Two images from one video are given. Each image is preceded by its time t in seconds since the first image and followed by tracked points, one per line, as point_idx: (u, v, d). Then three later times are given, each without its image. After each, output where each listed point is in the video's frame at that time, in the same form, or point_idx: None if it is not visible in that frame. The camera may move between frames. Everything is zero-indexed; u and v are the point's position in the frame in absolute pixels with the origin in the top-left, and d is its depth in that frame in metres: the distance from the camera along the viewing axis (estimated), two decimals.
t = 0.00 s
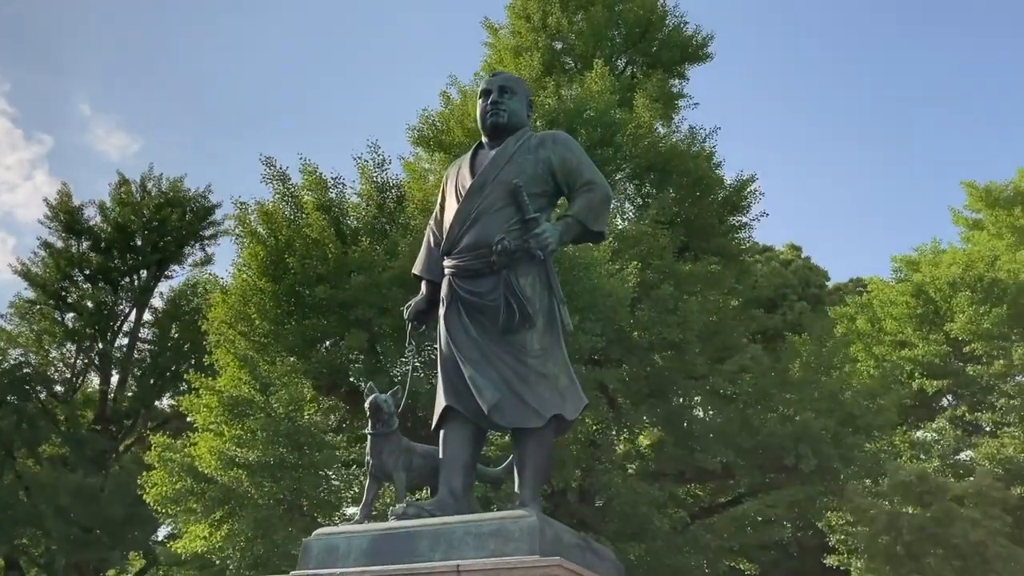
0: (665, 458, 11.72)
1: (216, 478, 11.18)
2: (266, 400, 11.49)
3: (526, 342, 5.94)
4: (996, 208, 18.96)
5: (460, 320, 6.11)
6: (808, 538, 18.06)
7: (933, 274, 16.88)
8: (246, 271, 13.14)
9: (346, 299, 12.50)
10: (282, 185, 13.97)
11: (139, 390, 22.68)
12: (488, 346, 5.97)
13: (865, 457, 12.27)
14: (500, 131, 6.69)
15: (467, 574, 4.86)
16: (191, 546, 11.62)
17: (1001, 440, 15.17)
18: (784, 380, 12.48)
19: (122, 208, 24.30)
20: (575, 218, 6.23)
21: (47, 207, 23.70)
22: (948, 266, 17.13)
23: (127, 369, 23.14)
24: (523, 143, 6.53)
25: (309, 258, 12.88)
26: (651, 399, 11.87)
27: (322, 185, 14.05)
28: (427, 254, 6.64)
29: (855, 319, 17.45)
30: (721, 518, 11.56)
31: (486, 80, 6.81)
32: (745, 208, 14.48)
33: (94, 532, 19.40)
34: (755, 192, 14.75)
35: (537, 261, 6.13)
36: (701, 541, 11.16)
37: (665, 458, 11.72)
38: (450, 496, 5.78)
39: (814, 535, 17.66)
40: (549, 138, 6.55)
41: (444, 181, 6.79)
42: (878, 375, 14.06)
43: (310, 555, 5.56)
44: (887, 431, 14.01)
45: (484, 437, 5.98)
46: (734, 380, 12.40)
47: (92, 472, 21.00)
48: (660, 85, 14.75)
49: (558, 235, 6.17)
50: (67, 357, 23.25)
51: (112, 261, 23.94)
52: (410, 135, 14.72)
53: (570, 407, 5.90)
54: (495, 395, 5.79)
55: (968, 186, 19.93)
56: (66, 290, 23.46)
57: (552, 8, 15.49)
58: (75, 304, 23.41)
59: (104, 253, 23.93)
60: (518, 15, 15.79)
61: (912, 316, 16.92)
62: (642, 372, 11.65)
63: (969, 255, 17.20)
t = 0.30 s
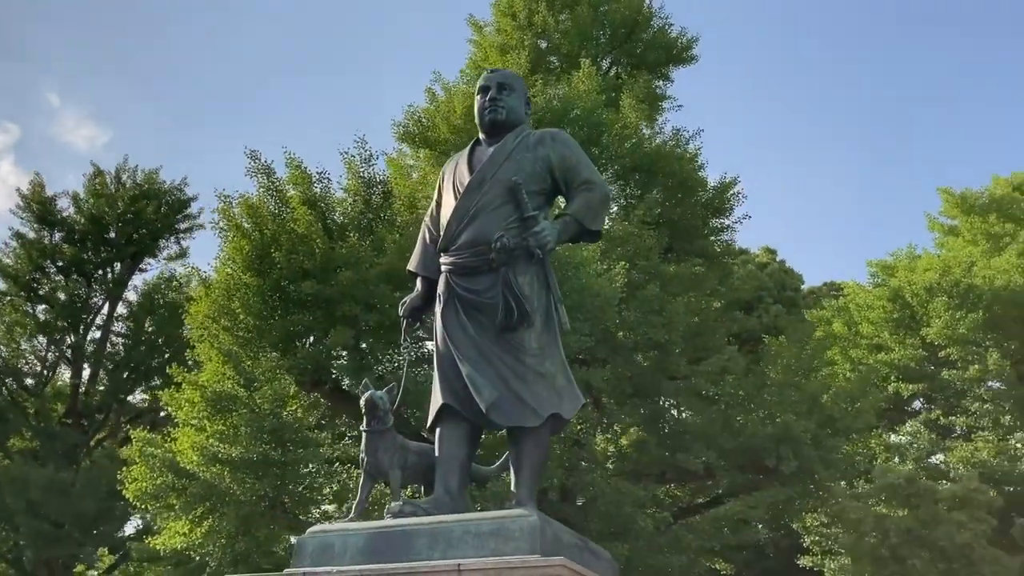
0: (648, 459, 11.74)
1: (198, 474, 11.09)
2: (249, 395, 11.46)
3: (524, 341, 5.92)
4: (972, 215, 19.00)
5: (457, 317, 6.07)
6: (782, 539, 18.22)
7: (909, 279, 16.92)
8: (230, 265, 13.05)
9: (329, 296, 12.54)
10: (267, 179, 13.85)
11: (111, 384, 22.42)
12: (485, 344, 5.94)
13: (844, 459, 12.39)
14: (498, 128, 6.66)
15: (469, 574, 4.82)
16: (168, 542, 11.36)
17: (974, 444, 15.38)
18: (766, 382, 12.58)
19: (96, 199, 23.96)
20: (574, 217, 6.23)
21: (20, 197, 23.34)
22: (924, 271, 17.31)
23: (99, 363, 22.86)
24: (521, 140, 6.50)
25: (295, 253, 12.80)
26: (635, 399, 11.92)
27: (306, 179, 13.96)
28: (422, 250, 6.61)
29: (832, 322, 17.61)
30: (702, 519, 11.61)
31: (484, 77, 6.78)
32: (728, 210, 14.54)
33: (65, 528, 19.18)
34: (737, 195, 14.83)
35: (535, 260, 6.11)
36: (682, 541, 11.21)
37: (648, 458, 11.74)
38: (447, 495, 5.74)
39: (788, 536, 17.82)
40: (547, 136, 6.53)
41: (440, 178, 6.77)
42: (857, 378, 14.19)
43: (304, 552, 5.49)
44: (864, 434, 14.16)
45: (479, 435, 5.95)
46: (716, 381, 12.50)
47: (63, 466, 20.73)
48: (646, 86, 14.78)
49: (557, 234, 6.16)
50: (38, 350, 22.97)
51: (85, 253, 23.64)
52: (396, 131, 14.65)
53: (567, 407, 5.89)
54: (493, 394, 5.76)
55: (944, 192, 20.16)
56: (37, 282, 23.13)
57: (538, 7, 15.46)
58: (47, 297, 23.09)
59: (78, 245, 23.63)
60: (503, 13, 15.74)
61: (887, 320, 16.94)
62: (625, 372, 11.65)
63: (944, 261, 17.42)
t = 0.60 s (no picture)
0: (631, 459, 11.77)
1: (180, 470, 11.18)
2: (233, 391, 11.59)
3: (523, 339, 5.89)
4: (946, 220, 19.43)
5: (455, 315, 6.04)
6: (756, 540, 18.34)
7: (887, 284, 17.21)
8: (216, 260, 12.97)
9: (317, 292, 12.45)
10: (252, 173, 13.75)
11: (82, 378, 22.13)
12: (483, 341, 5.92)
13: (823, 461, 12.49)
14: (497, 124, 6.65)
15: (471, 573, 4.79)
16: (149, 539, 11.41)
17: (948, 447, 15.57)
18: (747, 383, 12.63)
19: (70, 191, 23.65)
20: (574, 216, 6.23)
21: None
22: (901, 276, 17.53)
23: (71, 357, 22.55)
24: (521, 138, 6.49)
25: (282, 248, 12.78)
26: (618, 399, 11.93)
27: (292, 174, 13.89)
28: (419, 247, 6.56)
29: (809, 325, 17.80)
30: (683, 519, 11.66)
31: (482, 73, 6.77)
32: (711, 212, 14.62)
33: (34, 524, 18.90)
34: (720, 198, 14.92)
35: (534, 257, 6.10)
36: (665, 541, 11.23)
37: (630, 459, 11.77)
38: (444, 493, 5.71)
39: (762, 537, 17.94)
40: (547, 133, 6.53)
41: (438, 174, 6.74)
42: (836, 380, 14.34)
43: (300, 549, 5.43)
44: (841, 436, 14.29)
45: (477, 433, 5.92)
46: (699, 381, 12.55)
47: (33, 461, 20.43)
48: (631, 87, 14.83)
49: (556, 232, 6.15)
50: (8, 343, 22.59)
51: (59, 246, 23.35)
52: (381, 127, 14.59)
53: (565, 406, 5.88)
54: (492, 392, 5.74)
55: (920, 198, 20.41)
56: (7, 274, 22.76)
57: (524, 6, 15.47)
58: (18, 289, 22.73)
59: (51, 237, 23.33)
60: (489, 11, 15.74)
61: (865, 324, 17.27)
62: (611, 373, 11.63)
63: (920, 267, 17.66)
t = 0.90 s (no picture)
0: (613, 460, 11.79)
1: (162, 466, 11.20)
2: (217, 387, 11.67)
3: (523, 338, 5.87)
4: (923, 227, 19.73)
5: (454, 313, 6.01)
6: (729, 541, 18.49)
7: (863, 288, 17.43)
8: (201, 254, 12.87)
9: (304, 289, 12.39)
10: (238, 167, 13.63)
11: (53, 371, 21.85)
12: (483, 340, 5.89)
13: (802, 463, 12.61)
14: (497, 123, 6.63)
15: (475, 573, 4.76)
16: (127, 535, 11.49)
17: (921, 450, 15.77)
18: (728, 385, 12.70)
19: (43, 181, 23.33)
20: (574, 216, 6.23)
21: None
22: (877, 281, 17.72)
23: (42, 349, 22.25)
24: (521, 136, 6.48)
25: (269, 243, 12.63)
26: (602, 399, 11.94)
27: (278, 169, 13.77)
28: (416, 244, 6.52)
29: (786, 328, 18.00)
30: (665, 520, 11.70)
31: (483, 71, 6.75)
32: (694, 215, 14.72)
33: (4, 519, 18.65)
34: (703, 200, 15.02)
35: (534, 257, 6.08)
36: (647, 542, 11.26)
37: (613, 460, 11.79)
38: (442, 492, 5.67)
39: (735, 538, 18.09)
40: (547, 132, 6.52)
41: (436, 171, 6.71)
42: (814, 383, 14.50)
43: (296, 548, 5.37)
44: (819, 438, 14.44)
45: (475, 432, 5.90)
46: (681, 383, 12.61)
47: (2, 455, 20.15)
48: (617, 88, 14.88)
49: (556, 231, 6.14)
50: None
51: (31, 237, 23.06)
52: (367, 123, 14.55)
53: (564, 405, 5.87)
54: (492, 391, 5.71)
55: (896, 205, 20.68)
56: None
57: (511, 5, 15.48)
58: None
59: (24, 228, 23.02)
60: (475, 9, 15.75)
61: (841, 328, 17.40)
62: (596, 373, 11.63)
63: (897, 272, 17.91)
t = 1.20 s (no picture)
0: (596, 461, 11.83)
1: (145, 462, 11.28)
2: (202, 382, 11.75)
3: (524, 339, 5.86)
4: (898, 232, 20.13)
5: (455, 313, 5.98)
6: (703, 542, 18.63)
7: (840, 292, 17.62)
8: (185, 247, 12.74)
9: (292, 284, 12.27)
10: (223, 160, 13.53)
11: (23, 364, 21.53)
12: (484, 340, 5.87)
13: (782, 465, 12.71)
14: (497, 122, 6.61)
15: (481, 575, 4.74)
16: (106, 531, 11.62)
17: (895, 454, 15.96)
18: (710, 387, 12.77)
19: (14, 171, 22.95)
20: (574, 218, 6.24)
21: None
22: (854, 286, 17.91)
23: (11, 341, 21.91)
24: (522, 137, 6.47)
25: (257, 237, 12.48)
26: (586, 400, 11.95)
27: (264, 162, 13.69)
28: (414, 241, 6.47)
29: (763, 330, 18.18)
30: (647, 521, 11.74)
31: (483, 70, 6.73)
32: (676, 217, 14.81)
33: None
34: (685, 202, 15.11)
35: (536, 258, 6.07)
36: (630, 542, 11.29)
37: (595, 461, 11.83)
38: (442, 492, 5.64)
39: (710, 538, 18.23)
40: (548, 133, 6.51)
41: (435, 169, 6.66)
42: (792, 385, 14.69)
43: (296, 547, 5.32)
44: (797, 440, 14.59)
45: (474, 432, 5.87)
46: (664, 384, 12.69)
47: None
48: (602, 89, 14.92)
49: (557, 232, 6.14)
50: None
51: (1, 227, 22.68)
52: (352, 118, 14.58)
53: (564, 407, 5.86)
54: (493, 392, 5.69)
55: (871, 210, 20.97)
56: None
57: (497, 3, 15.47)
58: None
59: None
60: (461, 6, 15.74)
61: (817, 330, 17.69)
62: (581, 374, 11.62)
63: (873, 277, 18.12)
